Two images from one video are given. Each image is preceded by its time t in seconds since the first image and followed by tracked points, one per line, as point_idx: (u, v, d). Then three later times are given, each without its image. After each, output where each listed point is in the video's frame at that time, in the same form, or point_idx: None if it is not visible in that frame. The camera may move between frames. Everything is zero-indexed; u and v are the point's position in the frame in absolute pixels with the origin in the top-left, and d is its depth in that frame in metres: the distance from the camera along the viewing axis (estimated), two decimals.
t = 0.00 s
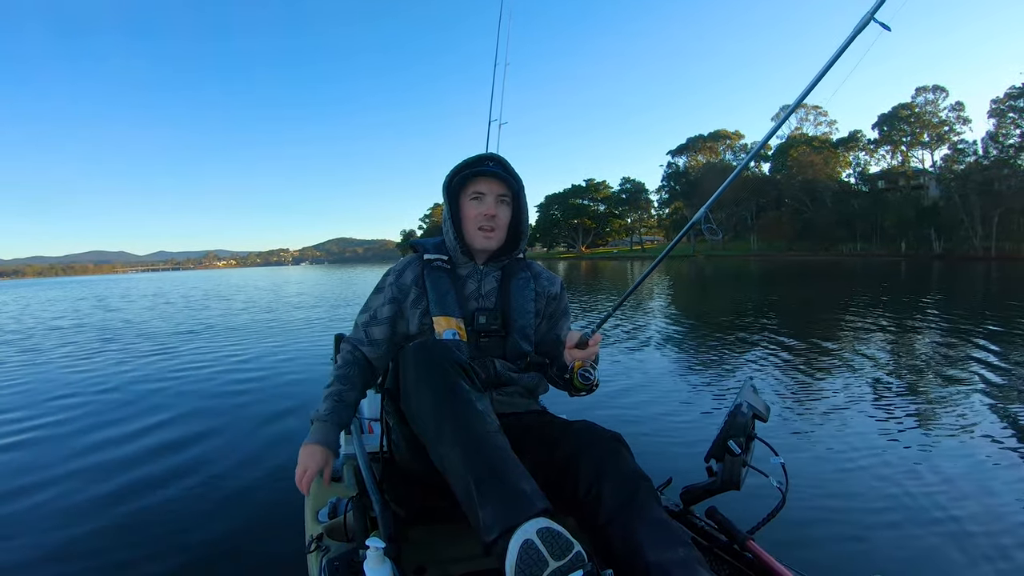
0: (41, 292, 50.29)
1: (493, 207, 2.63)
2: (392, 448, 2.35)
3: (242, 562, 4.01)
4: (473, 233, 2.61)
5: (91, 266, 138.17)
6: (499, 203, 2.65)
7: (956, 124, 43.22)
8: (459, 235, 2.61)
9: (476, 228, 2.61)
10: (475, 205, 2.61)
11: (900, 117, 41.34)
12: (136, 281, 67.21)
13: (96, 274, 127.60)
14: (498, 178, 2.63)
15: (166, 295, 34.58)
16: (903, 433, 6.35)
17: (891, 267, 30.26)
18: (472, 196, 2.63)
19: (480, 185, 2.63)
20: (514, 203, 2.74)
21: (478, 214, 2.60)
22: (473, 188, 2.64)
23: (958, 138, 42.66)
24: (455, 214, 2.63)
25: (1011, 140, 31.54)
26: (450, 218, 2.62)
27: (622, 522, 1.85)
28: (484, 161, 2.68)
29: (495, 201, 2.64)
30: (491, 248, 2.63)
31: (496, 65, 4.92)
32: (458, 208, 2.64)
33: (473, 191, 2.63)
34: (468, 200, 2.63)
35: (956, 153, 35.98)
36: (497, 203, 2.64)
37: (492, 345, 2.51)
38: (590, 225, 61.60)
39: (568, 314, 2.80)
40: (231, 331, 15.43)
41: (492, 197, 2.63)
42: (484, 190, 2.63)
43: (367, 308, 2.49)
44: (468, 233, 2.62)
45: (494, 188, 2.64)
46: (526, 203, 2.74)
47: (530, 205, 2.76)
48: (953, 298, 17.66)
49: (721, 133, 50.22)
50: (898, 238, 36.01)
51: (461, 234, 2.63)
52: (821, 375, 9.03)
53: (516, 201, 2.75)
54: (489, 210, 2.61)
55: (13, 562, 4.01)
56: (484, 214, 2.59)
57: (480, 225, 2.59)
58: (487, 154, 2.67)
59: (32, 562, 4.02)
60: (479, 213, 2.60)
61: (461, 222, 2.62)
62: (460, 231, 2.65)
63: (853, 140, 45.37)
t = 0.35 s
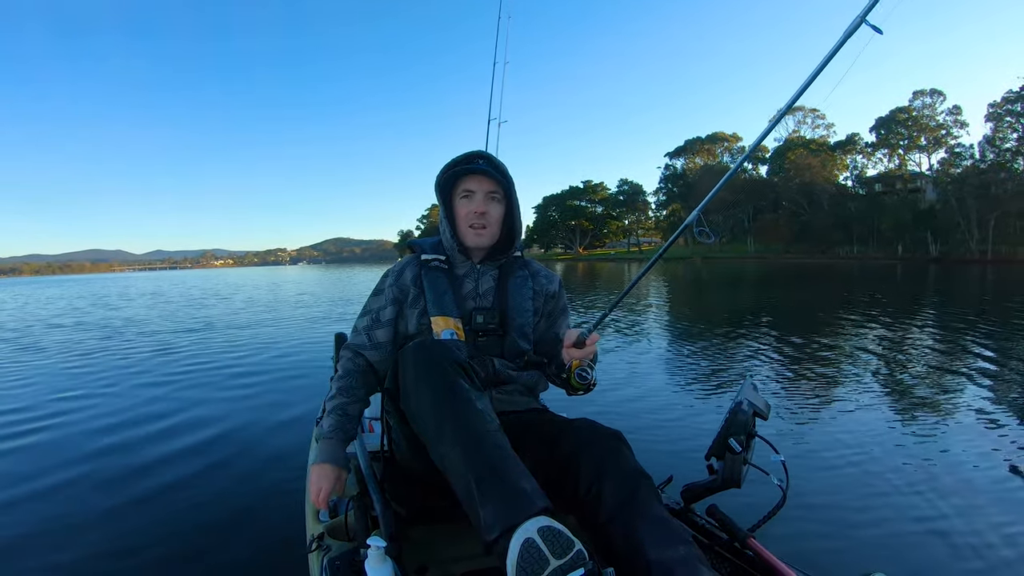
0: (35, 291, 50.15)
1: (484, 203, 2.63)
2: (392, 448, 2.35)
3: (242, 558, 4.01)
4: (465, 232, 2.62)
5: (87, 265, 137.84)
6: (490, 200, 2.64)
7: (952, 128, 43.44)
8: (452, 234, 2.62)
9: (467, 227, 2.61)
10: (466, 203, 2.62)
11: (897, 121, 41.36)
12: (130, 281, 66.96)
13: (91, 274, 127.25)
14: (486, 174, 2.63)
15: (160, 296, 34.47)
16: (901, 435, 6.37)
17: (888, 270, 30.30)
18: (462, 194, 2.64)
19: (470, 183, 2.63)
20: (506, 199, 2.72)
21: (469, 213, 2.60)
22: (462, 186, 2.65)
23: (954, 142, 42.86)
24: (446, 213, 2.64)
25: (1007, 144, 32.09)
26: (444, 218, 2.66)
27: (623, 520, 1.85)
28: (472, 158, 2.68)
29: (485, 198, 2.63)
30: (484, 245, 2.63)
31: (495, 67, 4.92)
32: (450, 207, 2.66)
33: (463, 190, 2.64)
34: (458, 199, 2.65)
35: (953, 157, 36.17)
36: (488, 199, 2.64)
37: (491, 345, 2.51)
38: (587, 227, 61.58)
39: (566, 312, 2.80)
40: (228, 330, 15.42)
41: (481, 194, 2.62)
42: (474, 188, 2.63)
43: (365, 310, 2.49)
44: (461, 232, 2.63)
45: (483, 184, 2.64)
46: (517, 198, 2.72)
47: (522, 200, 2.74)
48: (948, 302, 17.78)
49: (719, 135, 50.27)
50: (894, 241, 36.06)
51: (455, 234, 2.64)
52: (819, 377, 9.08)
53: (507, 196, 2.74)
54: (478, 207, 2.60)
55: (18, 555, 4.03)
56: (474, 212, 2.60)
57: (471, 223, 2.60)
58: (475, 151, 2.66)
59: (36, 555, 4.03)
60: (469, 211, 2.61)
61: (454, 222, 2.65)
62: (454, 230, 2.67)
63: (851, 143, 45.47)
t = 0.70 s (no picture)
0: (32, 290, 49.97)
1: (476, 203, 2.64)
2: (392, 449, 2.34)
3: (242, 559, 4.01)
4: (458, 230, 2.64)
5: (83, 263, 137.34)
6: (482, 199, 2.65)
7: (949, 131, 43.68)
8: (447, 235, 2.64)
9: (460, 226, 2.63)
10: (458, 204, 2.64)
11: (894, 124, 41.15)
12: (126, 281, 66.78)
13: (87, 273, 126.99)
14: (478, 173, 2.63)
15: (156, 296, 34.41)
16: (898, 437, 6.39)
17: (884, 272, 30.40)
18: (455, 194, 2.66)
19: (461, 184, 2.66)
20: (500, 199, 2.73)
21: (461, 212, 2.62)
22: (455, 186, 2.67)
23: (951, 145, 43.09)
24: (440, 213, 2.67)
25: (1004, 148, 32.86)
26: (438, 220, 2.69)
27: (622, 521, 1.85)
28: (465, 158, 2.69)
29: (477, 198, 2.64)
30: (479, 244, 2.63)
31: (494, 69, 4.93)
32: (444, 208, 2.68)
33: (456, 190, 2.66)
34: (452, 199, 2.67)
35: (949, 162, 36.46)
36: (480, 198, 2.64)
37: (490, 345, 2.50)
38: (585, 228, 61.70)
39: (565, 312, 2.80)
40: (226, 329, 15.42)
41: (473, 194, 2.64)
42: (465, 187, 2.65)
43: (363, 310, 2.49)
44: (455, 231, 2.65)
45: (474, 184, 2.65)
46: (512, 198, 2.72)
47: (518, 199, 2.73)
48: (944, 303, 17.87)
49: (716, 137, 50.46)
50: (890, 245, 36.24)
51: (449, 234, 2.66)
52: (814, 378, 9.14)
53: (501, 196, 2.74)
54: (470, 207, 2.62)
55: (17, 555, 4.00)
56: (465, 212, 2.61)
57: (464, 223, 2.61)
58: (467, 151, 2.67)
59: (38, 556, 4.02)
60: (461, 211, 2.62)
61: (448, 223, 2.68)
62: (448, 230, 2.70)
63: (848, 146, 45.59)
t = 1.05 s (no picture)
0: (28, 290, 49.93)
1: (477, 213, 2.61)
2: (389, 450, 2.34)
3: (241, 556, 4.01)
4: (457, 239, 2.62)
5: (80, 263, 137.21)
6: (482, 209, 2.62)
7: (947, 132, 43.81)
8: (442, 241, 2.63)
9: (460, 234, 2.61)
10: (459, 213, 2.60)
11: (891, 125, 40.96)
12: (124, 281, 66.74)
13: (84, 272, 126.80)
14: (478, 184, 2.59)
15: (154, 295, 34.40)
16: (897, 438, 6.40)
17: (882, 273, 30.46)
18: (456, 204, 2.61)
19: (461, 193, 2.61)
20: (499, 206, 2.70)
21: (461, 222, 2.58)
22: (454, 195, 2.62)
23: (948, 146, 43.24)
24: (437, 221, 2.64)
25: (1001, 149, 32.95)
26: (435, 226, 2.65)
27: (619, 523, 1.85)
28: (465, 164, 2.63)
29: (478, 208, 2.60)
30: (476, 251, 2.62)
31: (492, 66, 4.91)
32: (441, 215, 2.65)
33: (456, 199, 2.61)
34: (451, 208, 2.62)
35: (947, 163, 36.59)
36: (480, 209, 2.61)
37: (486, 346, 2.51)
38: (583, 229, 61.80)
39: (561, 310, 2.80)
40: (225, 329, 15.44)
41: (474, 204, 2.60)
42: (467, 197, 2.60)
43: (361, 312, 2.48)
44: (452, 239, 2.63)
45: (475, 194, 2.60)
46: (512, 206, 2.69)
47: (516, 204, 2.71)
48: (941, 304, 17.95)
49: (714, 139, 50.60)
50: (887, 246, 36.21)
51: (445, 240, 2.65)
52: (812, 379, 9.15)
53: (502, 203, 2.71)
54: (472, 217, 2.58)
55: (18, 552, 4.00)
56: (467, 222, 2.57)
57: (465, 232, 2.59)
58: (467, 157, 2.62)
59: (38, 552, 4.02)
60: (462, 221, 2.59)
61: (445, 229, 2.65)
62: (445, 236, 2.67)
63: (845, 147, 45.73)
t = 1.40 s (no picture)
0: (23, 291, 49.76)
1: (473, 206, 2.63)
2: (390, 450, 2.34)
3: (242, 557, 4.01)
4: (455, 233, 2.63)
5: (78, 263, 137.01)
6: (477, 202, 2.63)
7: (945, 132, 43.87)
8: (443, 237, 2.63)
9: (457, 229, 2.62)
10: (455, 207, 2.62)
11: (890, 125, 41.52)
12: (120, 280, 66.52)
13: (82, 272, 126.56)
14: (472, 176, 2.62)
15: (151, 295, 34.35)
16: (895, 437, 6.41)
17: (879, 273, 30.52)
18: (451, 197, 2.65)
19: (458, 187, 2.64)
20: (496, 201, 2.72)
21: (457, 215, 2.60)
22: (451, 190, 2.65)
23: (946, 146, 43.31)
24: (436, 215, 2.65)
25: (999, 149, 33.01)
26: (434, 222, 2.67)
27: (620, 522, 1.85)
28: (459, 161, 2.67)
29: (474, 200, 2.62)
30: (473, 247, 2.63)
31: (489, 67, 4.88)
32: (440, 210, 2.67)
33: (452, 193, 2.65)
34: (448, 202, 2.65)
35: (944, 163, 36.68)
36: (475, 202, 2.63)
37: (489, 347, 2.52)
38: (581, 229, 61.84)
39: (561, 311, 2.80)
40: (224, 329, 15.42)
41: (470, 197, 2.63)
42: (462, 191, 2.63)
43: (370, 309, 2.46)
44: (451, 234, 2.64)
45: (471, 187, 2.63)
46: (508, 199, 2.71)
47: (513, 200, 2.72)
48: (939, 304, 17.98)
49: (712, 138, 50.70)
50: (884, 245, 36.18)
51: (445, 236, 2.65)
52: (811, 378, 9.16)
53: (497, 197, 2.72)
54: (467, 210, 2.60)
55: (17, 553, 3.99)
56: (462, 215, 2.59)
57: (461, 226, 2.60)
58: (461, 153, 2.66)
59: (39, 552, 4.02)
60: (458, 214, 2.61)
61: (445, 225, 2.66)
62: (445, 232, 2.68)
63: (844, 147, 45.81)
